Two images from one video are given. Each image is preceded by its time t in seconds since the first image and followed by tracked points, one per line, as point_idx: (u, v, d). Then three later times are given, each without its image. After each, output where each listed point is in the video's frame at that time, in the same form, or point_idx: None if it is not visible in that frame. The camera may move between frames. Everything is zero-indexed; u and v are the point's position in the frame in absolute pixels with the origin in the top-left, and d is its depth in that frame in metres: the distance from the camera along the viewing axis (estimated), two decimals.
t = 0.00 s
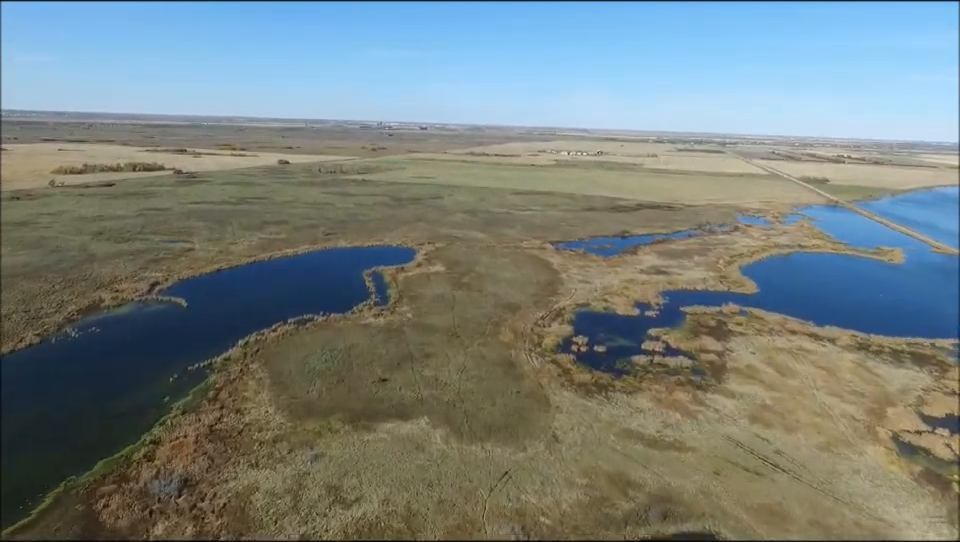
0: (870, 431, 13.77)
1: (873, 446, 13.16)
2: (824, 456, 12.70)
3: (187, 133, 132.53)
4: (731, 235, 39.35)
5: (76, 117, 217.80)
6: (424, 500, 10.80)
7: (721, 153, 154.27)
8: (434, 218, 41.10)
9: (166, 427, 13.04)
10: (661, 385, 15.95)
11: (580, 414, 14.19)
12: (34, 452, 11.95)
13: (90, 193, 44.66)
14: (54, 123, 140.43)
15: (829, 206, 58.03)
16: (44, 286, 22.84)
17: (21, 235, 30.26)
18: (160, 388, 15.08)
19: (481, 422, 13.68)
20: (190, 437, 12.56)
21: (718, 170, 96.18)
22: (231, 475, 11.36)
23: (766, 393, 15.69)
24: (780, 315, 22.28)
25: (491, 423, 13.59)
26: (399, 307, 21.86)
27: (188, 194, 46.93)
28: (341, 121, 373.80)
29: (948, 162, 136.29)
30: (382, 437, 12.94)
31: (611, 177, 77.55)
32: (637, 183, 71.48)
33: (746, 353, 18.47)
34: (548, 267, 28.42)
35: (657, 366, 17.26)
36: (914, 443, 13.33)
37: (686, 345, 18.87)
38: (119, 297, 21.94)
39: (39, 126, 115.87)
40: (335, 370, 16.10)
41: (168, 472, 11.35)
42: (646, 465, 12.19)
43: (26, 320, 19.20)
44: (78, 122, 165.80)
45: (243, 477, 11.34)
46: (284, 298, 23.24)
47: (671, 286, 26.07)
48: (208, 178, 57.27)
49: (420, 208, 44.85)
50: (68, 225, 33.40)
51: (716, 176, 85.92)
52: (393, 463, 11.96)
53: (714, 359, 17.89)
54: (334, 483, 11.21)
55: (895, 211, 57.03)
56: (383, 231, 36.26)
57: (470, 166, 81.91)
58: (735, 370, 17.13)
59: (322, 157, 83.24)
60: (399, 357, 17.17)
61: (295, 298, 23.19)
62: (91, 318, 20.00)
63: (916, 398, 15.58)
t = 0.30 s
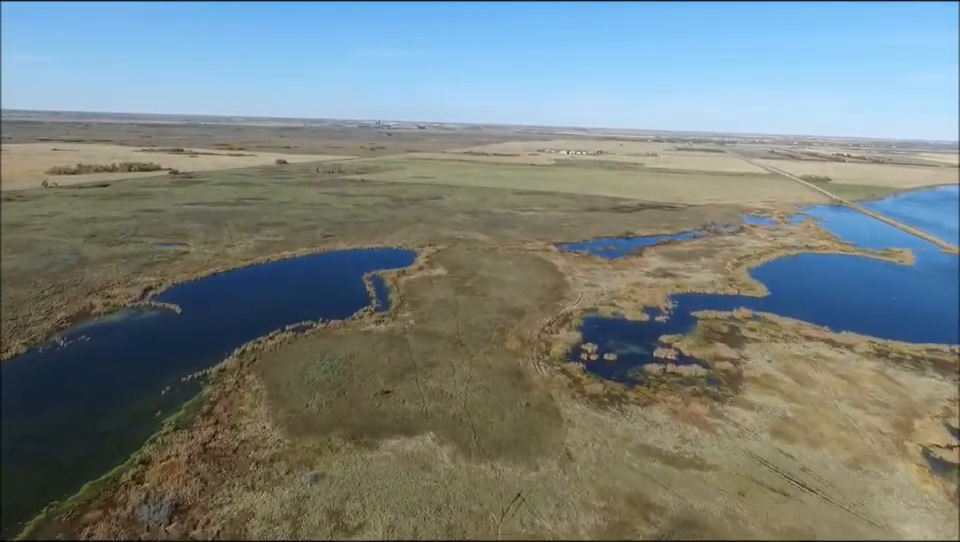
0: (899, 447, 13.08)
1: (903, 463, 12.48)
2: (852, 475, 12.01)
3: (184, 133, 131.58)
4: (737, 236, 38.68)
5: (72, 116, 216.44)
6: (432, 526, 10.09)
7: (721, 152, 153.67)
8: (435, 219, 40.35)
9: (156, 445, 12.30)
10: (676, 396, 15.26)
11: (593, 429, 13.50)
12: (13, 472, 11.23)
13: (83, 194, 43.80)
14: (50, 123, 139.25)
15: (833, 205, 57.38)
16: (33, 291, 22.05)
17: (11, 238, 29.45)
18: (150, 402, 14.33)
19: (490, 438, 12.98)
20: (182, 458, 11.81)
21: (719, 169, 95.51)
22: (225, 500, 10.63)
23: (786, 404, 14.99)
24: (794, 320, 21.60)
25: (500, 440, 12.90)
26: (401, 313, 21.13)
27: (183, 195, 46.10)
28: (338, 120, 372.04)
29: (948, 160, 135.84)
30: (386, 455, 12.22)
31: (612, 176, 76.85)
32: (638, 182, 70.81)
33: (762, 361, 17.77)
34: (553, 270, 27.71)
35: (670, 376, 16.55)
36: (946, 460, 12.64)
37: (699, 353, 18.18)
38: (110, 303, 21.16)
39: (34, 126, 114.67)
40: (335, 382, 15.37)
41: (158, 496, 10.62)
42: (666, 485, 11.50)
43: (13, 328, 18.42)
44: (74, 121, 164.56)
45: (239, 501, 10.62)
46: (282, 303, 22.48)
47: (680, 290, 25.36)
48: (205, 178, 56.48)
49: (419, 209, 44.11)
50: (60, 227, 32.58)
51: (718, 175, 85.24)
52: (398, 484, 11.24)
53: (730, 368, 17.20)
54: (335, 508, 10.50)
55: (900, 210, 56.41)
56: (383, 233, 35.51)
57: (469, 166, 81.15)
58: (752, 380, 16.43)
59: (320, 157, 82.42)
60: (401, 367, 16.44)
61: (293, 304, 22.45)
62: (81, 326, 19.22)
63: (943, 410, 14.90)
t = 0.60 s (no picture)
0: (933, 464, 12.37)
1: (938, 482, 11.77)
2: (884, 495, 11.32)
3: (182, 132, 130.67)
4: (743, 237, 38.00)
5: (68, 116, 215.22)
6: None
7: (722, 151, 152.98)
8: (435, 220, 39.60)
9: (145, 466, 11.57)
10: (693, 408, 14.55)
11: (608, 445, 12.79)
12: None
13: (77, 195, 42.97)
14: (46, 122, 138.10)
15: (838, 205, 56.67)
16: (21, 297, 21.30)
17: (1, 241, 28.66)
18: (141, 417, 13.58)
19: (500, 456, 12.26)
20: (172, 481, 11.06)
21: (721, 168, 94.79)
22: (218, 528, 9.89)
23: (810, 417, 14.26)
24: (809, 326, 20.91)
25: (510, 458, 12.19)
26: (403, 319, 20.41)
27: (180, 196, 45.29)
28: (337, 119, 370.23)
29: (949, 159, 135.27)
30: (390, 476, 11.49)
31: (613, 176, 76.14)
32: (640, 182, 70.11)
33: (779, 370, 17.08)
34: (558, 273, 27.02)
35: (686, 387, 15.85)
36: None
37: (713, 362, 17.47)
38: (101, 310, 20.41)
39: (30, 125, 114.02)
40: (335, 395, 14.64)
41: (146, 524, 9.89)
42: (688, 508, 10.81)
43: None
44: (70, 121, 163.43)
45: (232, 529, 9.89)
46: (279, 308, 21.71)
47: (689, 293, 24.67)
48: (202, 178, 55.70)
49: (420, 210, 43.38)
50: (52, 229, 31.78)
51: (720, 174, 84.51)
52: (403, 509, 10.51)
53: (747, 378, 16.49)
54: (336, 537, 9.78)
55: (906, 210, 55.77)
56: (383, 235, 34.77)
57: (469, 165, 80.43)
58: (770, 390, 15.75)
59: (318, 156, 81.54)
60: (405, 378, 15.70)
61: (291, 309, 21.68)
62: (70, 335, 18.46)
63: None
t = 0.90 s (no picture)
0: None
1: None
2: (922, 518, 10.65)
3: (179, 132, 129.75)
4: (750, 238, 37.34)
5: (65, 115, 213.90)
6: None
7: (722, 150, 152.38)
8: (437, 221, 38.88)
9: (134, 489, 10.84)
10: (713, 423, 13.86)
11: (625, 464, 12.09)
12: None
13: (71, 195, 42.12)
14: (42, 121, 136.94)
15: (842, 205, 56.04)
16: (10, 303, 20.54)
17: None
18: (131, 433, 12.85)
19: (511, 476, 11.55)
20: (162, 507, 10.34)
21: (722, 168, 94.12)
22: None
23: (835, 431, 13.58)
24: (825, 332, 20.22)
25: (523, 479, 11.48)
26: (406, 326, 19.69)
27: (176, 197, 44.50)
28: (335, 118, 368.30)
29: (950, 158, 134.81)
30: (395, 500, 10.77)
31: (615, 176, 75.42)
32: (642, 182, 69.43)
33: (799, 379, 16.40)
34: (564, 277, 26.33)
35: (703, 399, 15.15)
36: None
37: (730, 371, 16.78)
38: (92, 317, 19.65)
39: (25, 124, 112.96)
40: (336, 409, 13.91)
41: None
42: (715, 534, 10.13)
43: None
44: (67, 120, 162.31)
45: None
46: (277, 314, 20.95)
47: (699, 298, 23.99)
48: (199, 178, 54.90)
49: (420, 210, 42.66)
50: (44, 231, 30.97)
51: (722, 174, 83.87)
52: (410, 538, 9.79)
53: (766, 388, 15.80)
54: None
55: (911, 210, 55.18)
56: (383, 237, 34.06)
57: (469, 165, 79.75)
58: (792, 402, 15.07)
59: (316, 156, 80.68)
60: (409, 390, 14.98)
61: (289, 315, 20.92)
62: (58, 343, 17.70)
63: None
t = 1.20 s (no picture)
0: None
1: None
2: None
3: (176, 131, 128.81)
4: (757, 239, 36.64)
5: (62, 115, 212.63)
6: None
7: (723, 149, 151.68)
8: (438, 223, 38.14)
9: (121, 517, 10.10)
10: (735, 439, 13.14)
11: (645, 485, 11.36)
12: None
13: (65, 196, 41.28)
14: (38, 121, 135.83)
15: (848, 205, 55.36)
16: None
17: None
18: (120, 451, 12.10)
19: (525, 500, 10.82)
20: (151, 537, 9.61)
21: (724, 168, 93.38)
22: None
23: (864, 447, 12.87)
24: (843, 339, 19.51)
25: (537, 502, 10.76)
26: (409, 333, 18.96)
27: (172, 198, 43.68)
28: (333, 117, 366.85)
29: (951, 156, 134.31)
30: (401, 527, 10.03)
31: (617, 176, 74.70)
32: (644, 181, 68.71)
33: (820, 391, 15.69)
34: (570, 281, 25.61)
35: (722, 413, 14.43)
36: None
37: (748, 382, 16.06)
38: (82, 325, 18.88)
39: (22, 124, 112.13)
40: (337, 425, 13.17)
41: None
42: None
43: None
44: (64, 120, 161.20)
45: None
46: (274, 321, 20.16)
47: (710, 302, 23.27)
48: (196, 179, 54.06)
49: (421, 212, 41.90)
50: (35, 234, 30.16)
51: (724, 173, 83.16)
52: None
53: (787, 400, 15.08)
54: None
55: (918, 209, 54.50)
56: (384, 239, 33.32)
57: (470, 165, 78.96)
58: (815, 415, 14.37)
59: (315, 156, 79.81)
60: (413, 404, 14.25)
61: (287, 321, 20.16)
62: (45, 353, 16.92)
63: None
